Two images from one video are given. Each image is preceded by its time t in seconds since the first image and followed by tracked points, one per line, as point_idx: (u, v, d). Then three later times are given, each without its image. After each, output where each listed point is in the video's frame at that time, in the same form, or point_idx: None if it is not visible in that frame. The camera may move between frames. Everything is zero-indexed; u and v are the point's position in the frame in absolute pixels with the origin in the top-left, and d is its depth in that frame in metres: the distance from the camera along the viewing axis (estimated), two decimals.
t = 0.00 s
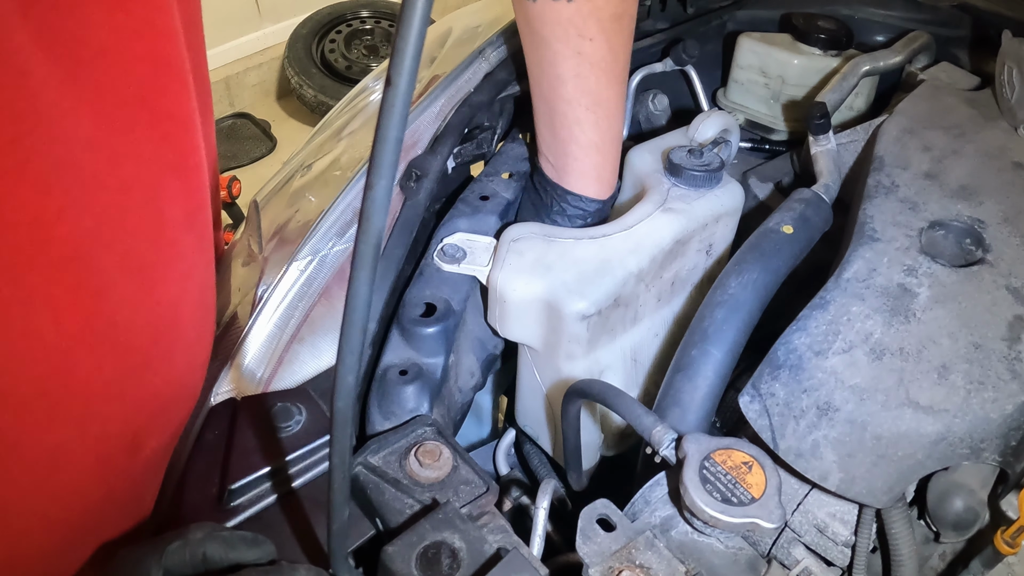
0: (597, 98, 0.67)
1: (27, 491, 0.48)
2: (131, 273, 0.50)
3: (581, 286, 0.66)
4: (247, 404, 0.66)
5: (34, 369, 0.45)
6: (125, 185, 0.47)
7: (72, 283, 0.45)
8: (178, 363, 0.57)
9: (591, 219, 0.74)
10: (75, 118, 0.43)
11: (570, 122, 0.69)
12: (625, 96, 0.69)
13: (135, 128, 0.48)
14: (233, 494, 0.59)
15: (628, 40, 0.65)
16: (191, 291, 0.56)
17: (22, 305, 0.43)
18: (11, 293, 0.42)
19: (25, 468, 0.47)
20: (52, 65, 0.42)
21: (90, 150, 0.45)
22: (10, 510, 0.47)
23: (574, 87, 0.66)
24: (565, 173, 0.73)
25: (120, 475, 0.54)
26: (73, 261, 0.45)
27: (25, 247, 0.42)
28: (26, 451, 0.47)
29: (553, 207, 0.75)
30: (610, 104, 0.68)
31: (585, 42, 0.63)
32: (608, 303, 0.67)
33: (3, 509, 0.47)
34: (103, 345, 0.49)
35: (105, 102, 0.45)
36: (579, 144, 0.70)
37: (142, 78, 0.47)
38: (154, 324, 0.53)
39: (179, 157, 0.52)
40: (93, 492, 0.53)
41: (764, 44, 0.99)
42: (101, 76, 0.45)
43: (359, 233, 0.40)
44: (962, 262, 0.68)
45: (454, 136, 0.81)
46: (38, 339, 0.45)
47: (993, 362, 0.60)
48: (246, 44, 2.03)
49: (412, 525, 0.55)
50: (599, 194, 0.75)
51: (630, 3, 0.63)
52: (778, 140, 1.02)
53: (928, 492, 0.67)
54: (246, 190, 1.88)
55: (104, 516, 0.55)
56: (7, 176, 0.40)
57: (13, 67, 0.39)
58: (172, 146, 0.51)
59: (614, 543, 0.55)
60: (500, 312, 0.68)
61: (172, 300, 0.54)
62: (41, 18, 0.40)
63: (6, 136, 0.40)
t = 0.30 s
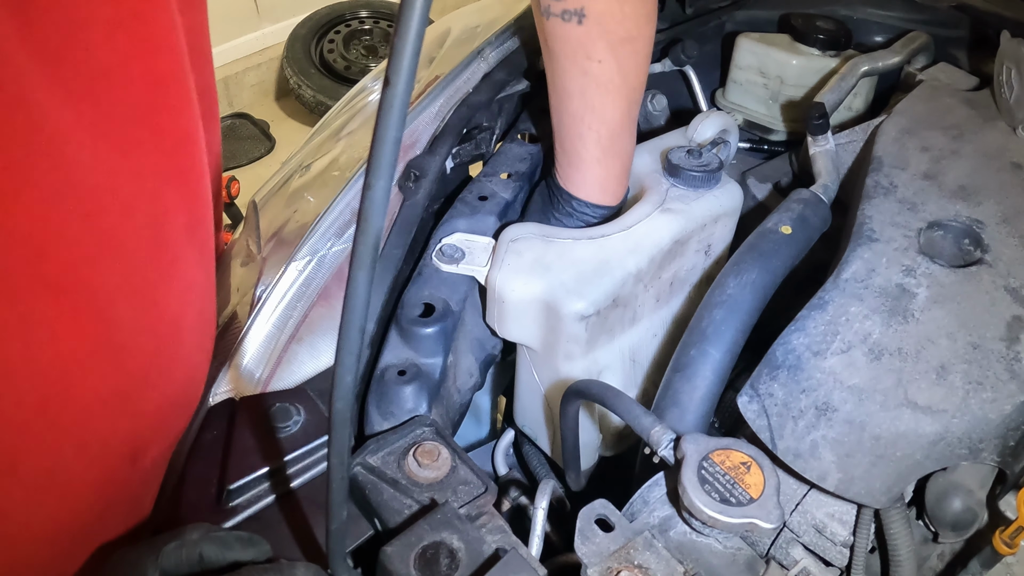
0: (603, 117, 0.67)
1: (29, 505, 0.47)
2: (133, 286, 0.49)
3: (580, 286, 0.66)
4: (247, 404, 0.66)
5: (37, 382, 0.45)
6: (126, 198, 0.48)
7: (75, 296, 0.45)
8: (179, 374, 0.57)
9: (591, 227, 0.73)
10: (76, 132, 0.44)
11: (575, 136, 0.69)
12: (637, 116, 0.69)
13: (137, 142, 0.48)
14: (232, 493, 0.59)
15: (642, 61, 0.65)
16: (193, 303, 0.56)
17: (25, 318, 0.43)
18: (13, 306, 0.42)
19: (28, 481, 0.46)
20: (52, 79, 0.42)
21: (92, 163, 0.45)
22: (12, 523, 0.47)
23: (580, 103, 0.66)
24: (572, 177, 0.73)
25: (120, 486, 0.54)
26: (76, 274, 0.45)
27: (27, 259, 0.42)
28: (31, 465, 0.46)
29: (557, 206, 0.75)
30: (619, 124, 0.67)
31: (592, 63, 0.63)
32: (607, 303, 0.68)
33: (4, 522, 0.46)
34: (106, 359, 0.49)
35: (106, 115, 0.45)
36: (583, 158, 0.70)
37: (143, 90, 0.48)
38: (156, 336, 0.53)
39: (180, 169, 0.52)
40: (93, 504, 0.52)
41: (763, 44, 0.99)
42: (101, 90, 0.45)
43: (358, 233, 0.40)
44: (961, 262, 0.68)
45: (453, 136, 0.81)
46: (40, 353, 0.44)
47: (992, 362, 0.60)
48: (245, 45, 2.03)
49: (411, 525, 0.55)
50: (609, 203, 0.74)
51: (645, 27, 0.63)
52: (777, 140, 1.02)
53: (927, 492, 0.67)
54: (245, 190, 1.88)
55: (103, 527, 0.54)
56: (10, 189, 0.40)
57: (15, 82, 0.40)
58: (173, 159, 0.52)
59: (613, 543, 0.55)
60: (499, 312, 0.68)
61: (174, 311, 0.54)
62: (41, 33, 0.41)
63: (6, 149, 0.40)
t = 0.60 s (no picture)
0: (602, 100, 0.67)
1: (30, 507, 0.47)
2: (135, 292, 0.49)
3: (579, 286, 0.66)
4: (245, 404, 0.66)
5: (37, 387, 0.45)
6: (130, 203, 0.47)
7: (77, 301, 0.45)
8: (183, 379, 0.56)
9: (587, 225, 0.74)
10: (81, 138, 0.43)
11: (571, 124, 0.69)
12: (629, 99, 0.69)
13: (143, 147, 0.48)
14: (231, 493, 0.59)
15: (635, 43, 0.65)
16: (196, 308, 0.56)
17: (26, 323, 0.43)
18: (14, 311, 0.42)
19: (29, 484, 0.47)
20: (56, 84, 0.42)
21: (95, 169, 0.45)
22: (12, 524, 0.47)
23: (578, 89, 0.66)
24: (565, 176, 0.73)
25: (122, 489, 0.54)
26: (78, 279, 0.45)
27: (28, 265, 0.42)
28: (32, 467, 0.46)
29: (552, 207, 0.75)
30: (615, 106, 0.68)
31: (591, 45, 0.63)
32: (606, 303, 0.68)
33: (5, 522, 0.46)
34: (109, 364, 0.49)
35: (111, 120, 0.45)
36: (580, 148, 0.70)
37: (150, 96, 0.48)
38: (159, 341, 0.53)
39: (186, 174, 0.52)
40: (95, 507, 0.52)
41: (762, 44, 0.99)
42: (106, 96, 0.45)
43: (357, 233, 0.40)
44: (959, 262, 0.68)
45: (452, 137, 0.81)
46: (40, 358, 0.44)
47: (990, 362, 0.60)
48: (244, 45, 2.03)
49: (410, 525, 0.55)
50: (599, 201, 0.75)
51: (639, 8, 0.63)
52: (775, 141, 1.03)
53: (926, 492, 0.67)
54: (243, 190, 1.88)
55: (105, 529, 0.54)
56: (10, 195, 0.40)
57: (16, 88, 0.39)
58: (179, 164, 0.51)
59: (611, 543, 0.55)
60: (498, 312, 0.68)
61: (178, 316, 0.54)
62: (45, 38, 0.41)
63: (7, 150, 0.40)
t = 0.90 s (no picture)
0: (606, 107, 0.67)
1: (29, 507, 0.47)
2: (130, 290, 0.49)
3: (579, 287, 0.66)
4: (245, 404, 0.66)
5: (34, 387, 0.45)
6: (125, 202, 0.47)
7: (73, 300, 0.45)
8: (179, 377, 0.57)
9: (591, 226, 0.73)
10: (75, 136, 0.43)
11: (575, 130, 0.68)
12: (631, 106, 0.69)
13: (137, 145, 0.48)
14: (230, 493, 0.59)
15: (634, 50, 0.66)
16: (193, 306, 0.56)
17: (23, 322, 0.43)
18: (11, 310, 0.42)
19: (27, 484, 0.47)
20: (50, 83, 0.42)
21: (90, 168, 0.45)
22: (11, 525, 0.47)
23: (581, 98, 0.66)
24: (572, 177, 0.73)
25: (119, 488, 0.54)
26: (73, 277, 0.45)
27: (23, 264, 0.42)
28: (31, 467, 0.46)
29: (552, 207, 0.75)
30: (618, 113, 0.68)
31: (592, 54, 0.63)
32: (606, 304, 0.68)
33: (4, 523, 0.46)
34: (105, 363, 0.49)
35: (105, 119, 0.45)
36: (586, 151, 0.70)
37: (144, 96, 0.48)
38: (155, 340, 0.53)
39: (181, 173, 0.52)
40: (92, 506, 0.52)
41: (762, 45, 0.99)
42: (100, 94, 0.45)
43: (356, 234, 0.40)
44: (959, 263, 0.68)
45: (451, 137, 0.81)
46: (37, 357, 0.44)
47: (990, 362, 0.60)
48: (244, 44, 2.03)
49: (409, 525, 0.55)
50: (603, 199, 0.74)
51: (635, 15, 0.64)
52: (775, 141, 1.03)
53: (925, 492, 0.67)
54: (242, 190, 1.87)
55: (102, 528, 0.54)
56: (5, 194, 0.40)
57: (10, 87, 0.39)
58: (174, 163, 0.51)
59: (611, 543, 0.55)
60: (497, 312, 0.68)
61: (174, 315, 0.54)
62: (39, 38, 0.41)
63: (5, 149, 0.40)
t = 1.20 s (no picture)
0: (597, 108, 0.67)
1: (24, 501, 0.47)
2: (124, 285, 0.50)
3: (578, 286, 0.66)
4: (245, 404, 0.66)
5: (29, 381, 0.45)
6: (117, 197, 0.48)
7: (67, 295, 0.46)
8: (174, 374, 0.57)
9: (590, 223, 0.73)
10: (65, 131, 0.44)
11: (569, 130, 0.69)
12: (625, 105, 0.69)
13: (127, 141, 0.48)
14: (230, 494, 0.59)
15: (627, 49, 0.65)
16: (187, 302, 0.57)
17: (19, 316, 0.43)
18: (6, 306, 0.42)
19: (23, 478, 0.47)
20: (41, 78, 0.42)
21: (81, 162, 0.45)
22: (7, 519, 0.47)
23: (571, 98, 0.66)
24: (568, 178, 0.73)
25: (116, 485, 0.54)
26: (68, 273, 0.45)
27: (17, 259, 0.42)
28: (27, 461, 0.47)
29: (551, 205, 0.75)
30: (611, 114, 0.68)
31: (582, 55, 0.63)
32: (606, 304, 0.68)
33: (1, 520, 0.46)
34: (100, 358, 0.49)
35: (93, 114, 0.45)
36: (579, 151, 0.70)
37: (129, 89, 0.48)
38: (148, 335, 0.53)
39: (169, 167, 0.52)
40: (88, 503, 0.52)
41: (761, 45, 0.99)
42: (89, 90, 0.45)
43: (356, 233, 0.40)
44: (958, 263, 0.68)
45: (451, 137, 0.81)
46: (31, 351, 0.44)
47: (989, 363, 0.60)
48: (244, 45, 2.03)
49: (409, 525, 0.55)
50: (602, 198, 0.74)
51: (627, 16, 0.63)
52: (774, 141, 1.03)
53: (925, 492, 0.67)
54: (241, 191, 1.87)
55: (97, 526, 0.54)
56: None
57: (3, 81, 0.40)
58: (163, 157, 0.52)
59: (611, 543, 0.55)
60: (497, 312, 0.68)
61: (169, 310, 0.54)
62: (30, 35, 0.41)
63: None
